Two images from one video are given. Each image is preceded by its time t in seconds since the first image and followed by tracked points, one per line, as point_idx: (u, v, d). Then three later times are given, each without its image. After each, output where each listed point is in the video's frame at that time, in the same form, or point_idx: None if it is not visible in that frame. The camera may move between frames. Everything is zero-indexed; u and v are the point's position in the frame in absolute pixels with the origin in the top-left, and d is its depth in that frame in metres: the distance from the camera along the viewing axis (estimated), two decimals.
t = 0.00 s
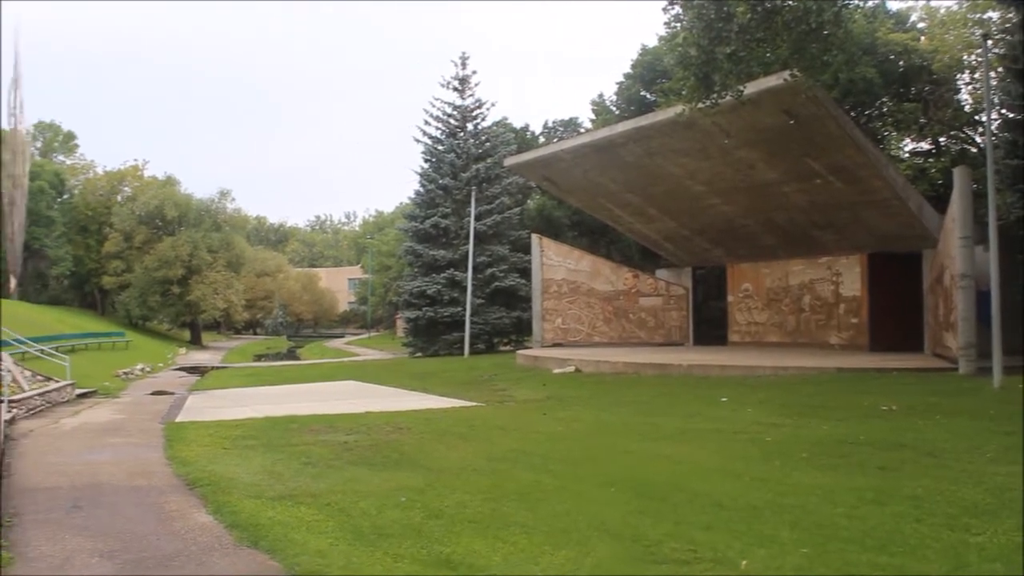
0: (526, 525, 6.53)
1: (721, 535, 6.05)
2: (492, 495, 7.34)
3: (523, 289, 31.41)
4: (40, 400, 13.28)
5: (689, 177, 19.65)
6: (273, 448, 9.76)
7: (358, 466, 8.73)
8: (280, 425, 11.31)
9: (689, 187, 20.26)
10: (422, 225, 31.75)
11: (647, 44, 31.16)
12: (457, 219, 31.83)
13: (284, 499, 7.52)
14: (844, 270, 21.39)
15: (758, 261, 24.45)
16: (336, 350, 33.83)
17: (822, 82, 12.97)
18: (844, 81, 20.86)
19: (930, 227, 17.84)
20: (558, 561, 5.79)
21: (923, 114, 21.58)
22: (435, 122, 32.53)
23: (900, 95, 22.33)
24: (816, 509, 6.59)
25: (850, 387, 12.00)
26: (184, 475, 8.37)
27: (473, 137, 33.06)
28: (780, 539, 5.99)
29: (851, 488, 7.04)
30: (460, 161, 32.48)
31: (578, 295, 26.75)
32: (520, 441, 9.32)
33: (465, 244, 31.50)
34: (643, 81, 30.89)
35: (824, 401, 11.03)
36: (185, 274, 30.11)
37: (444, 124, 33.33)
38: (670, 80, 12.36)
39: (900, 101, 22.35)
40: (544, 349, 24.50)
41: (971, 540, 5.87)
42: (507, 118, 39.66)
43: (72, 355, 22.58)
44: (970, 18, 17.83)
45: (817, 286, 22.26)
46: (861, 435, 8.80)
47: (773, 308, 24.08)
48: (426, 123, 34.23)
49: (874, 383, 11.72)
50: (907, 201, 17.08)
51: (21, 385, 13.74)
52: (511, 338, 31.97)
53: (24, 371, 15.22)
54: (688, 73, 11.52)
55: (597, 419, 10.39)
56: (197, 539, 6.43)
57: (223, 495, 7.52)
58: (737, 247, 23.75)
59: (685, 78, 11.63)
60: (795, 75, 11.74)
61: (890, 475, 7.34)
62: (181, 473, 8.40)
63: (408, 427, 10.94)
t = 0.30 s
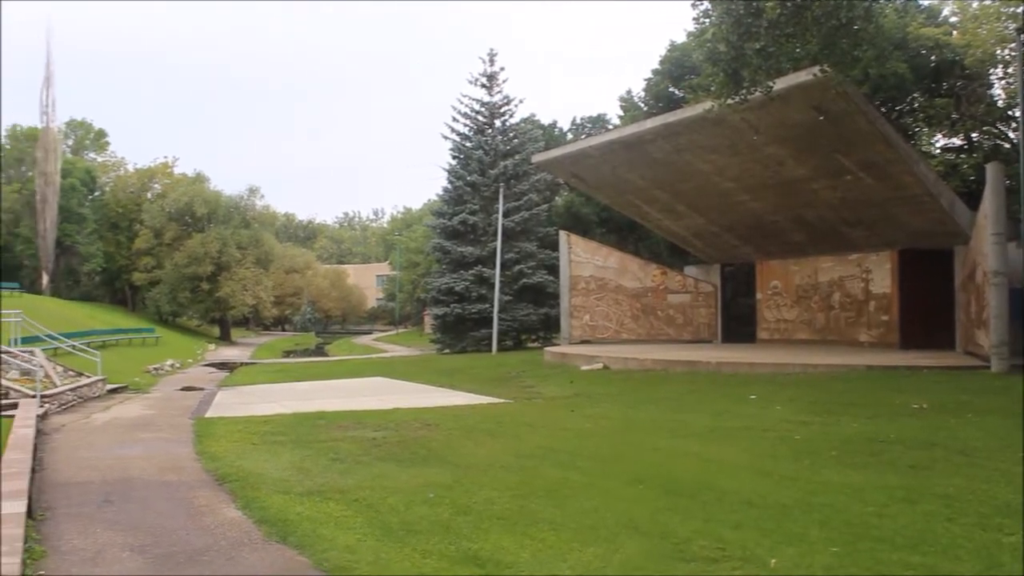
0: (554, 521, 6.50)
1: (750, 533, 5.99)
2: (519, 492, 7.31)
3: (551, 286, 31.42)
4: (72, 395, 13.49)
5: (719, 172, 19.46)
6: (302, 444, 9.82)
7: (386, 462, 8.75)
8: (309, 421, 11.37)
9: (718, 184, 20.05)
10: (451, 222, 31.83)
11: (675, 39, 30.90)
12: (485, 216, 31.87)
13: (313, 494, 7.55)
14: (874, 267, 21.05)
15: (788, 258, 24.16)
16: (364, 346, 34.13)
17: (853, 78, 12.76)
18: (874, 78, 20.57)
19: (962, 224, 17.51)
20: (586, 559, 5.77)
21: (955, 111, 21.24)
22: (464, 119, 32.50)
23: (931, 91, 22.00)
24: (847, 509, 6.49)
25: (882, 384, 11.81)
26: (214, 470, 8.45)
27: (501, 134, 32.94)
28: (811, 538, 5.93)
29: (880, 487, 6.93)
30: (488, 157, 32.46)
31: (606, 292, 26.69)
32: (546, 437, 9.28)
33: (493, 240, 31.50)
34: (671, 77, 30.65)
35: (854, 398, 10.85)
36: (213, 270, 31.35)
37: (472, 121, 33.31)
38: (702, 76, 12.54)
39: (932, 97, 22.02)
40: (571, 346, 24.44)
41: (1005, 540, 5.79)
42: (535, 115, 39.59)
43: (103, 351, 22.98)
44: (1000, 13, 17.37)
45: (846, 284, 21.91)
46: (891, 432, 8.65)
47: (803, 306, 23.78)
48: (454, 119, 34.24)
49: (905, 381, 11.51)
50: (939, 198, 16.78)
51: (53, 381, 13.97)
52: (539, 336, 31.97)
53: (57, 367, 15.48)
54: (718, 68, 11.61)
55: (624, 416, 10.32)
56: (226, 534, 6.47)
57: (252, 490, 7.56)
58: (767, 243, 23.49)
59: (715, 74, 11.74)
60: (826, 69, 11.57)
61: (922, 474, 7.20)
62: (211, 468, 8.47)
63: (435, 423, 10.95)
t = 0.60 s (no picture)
0: (585, 520, 6.40)
1: (784, 533, 5.80)
2: (551, 491, 7.21)
3: (582, 283, 31.27)
4: (106, 391, 13.69)
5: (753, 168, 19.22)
6: (334, 441, 9.86)
7: (418, 460, 8.75)
8: (341, 418, 11.44)
9: (750, 180, 19.81)
10: (482, 220, 31.82)
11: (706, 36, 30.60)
12: (516, 213, 31.85)
13: (343, 492, 7.53)
14: (907, 266, 20.59)
15: (820, 255, 23.77)
16: (396, 344, 34.35)
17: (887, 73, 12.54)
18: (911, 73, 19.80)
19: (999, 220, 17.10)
20: (617, 556, 5.62)
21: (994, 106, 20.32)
22: (495, 117, 32.42)
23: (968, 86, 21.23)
24: (882, 509, 6.28)
25: (919, 382, 11.57)
26: (246, 467, 8.50)
27: (532, 131, 32.84)
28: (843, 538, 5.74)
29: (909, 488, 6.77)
30: (519, 155, 32.40)
31: (636, 290, 26.62)
32: (576, 437, 9.19)
33: (524, 238, 31.46)
34: (702, 74, 30.39)
35: (890, 397, 10.64)
36: (245, 268, 26.27)
37: (503, 118, 33.23)
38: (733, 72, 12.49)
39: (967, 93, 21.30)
40: (602, 344, 24.32)
41: None
42: (565, 112, 39.49)
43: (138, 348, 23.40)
44: None
45: (879, 281, 21.47)
46: (926, 432, 8.45)
47: (835, 303, 23.40)
48: (485, 117, 34.23)
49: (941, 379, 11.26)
50: (974, 194, 16.41)
51: (88, 377, 14.19)
52: (569, 333, 31.89)
53: (91, 364, 15.71)
54: (750, 65, 11.54)
55: (654, 414, 10.24)
56: (259, 529, 6.51)
57: (285, 488, 7.62)
58: (800, 241, 23.13)
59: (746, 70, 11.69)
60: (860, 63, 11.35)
61: (959, 474, 6.99)
62: (242, 466, 8.52)
63: (466, 420, 10.94)
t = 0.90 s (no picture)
0: (623, 518, 6.31)
1: (822, 532, 5.67)
2: (587, 487, 7.13)
3: (617, 279, 31.10)
4: (145, 387, 13.92)
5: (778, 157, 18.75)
6: (369, 437, 9.89)
7: (454, 456, 8.73)
8: (377, 414, 11.50)
9: (787, 176, 19.49)
10: (516, 217, 31.80)
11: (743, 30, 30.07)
12: (551, 209, 31.75)
13: (378, 489, 7.53)
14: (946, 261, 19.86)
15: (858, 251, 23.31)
16: (430, 340, 34.55)
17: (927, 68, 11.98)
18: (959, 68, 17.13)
19: None
20: (654, 554, 5.58)
21: None
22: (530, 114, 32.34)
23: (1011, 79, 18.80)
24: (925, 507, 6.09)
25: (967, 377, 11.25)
26: (283, 462, 8.57)
27: (567, 127, 32.72)
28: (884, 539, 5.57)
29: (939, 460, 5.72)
30: (553, 151, 32.30)
31: (672, 286, 26.32)
32: (611, 434, 9.09)
33: (559, 235, 31.34)
34: (738, 69, 29.86)
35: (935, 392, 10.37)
36: (279, 266, 35.38)
37: (537, 114, 33.07)
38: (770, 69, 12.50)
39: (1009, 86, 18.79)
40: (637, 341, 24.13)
41: None
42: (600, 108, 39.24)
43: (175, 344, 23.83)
44: None
45: (918, 278, 20.92)
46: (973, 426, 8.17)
47: (873, 299, 22.95)
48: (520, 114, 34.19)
49: (977, 355, 10.87)
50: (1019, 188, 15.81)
51: (128, 374, 14.44)
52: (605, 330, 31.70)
53: (131, 360, 15.99)
54: (786, 59, 11.53)
55: (690, 411, 10.11)
56: (296, 525, 6.54)
57: (321, 483, 7.65)
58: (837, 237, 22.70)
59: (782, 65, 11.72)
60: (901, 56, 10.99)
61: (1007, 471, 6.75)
62: (279, 462, 8.59)
63: (502, 417, 10.91)
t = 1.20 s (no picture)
0: (659, 516, 6.23)
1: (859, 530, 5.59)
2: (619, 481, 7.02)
3: (653, 277, 31.00)
4: (183, 383, 14.10)
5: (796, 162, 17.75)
6: (405, 434, 9.91)
7: (490, 454, 8.70)
8: (413, 412, 11.55)
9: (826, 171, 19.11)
10: (552, 214, 31.74)
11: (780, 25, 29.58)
12: (587, 206, 31.56)
13: (418, 486, 7.52)
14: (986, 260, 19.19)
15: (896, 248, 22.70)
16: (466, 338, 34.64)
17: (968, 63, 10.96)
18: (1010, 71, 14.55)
19: None
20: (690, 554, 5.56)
21: None
22: (565, 111, 32.28)
23: None
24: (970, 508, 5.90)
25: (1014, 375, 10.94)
26: (320, 459, 8.62)
27: (603, 125, 32.58)
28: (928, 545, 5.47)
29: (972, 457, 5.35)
30: (589, 148, 32.17)
31: (709, 284, 26.07)
32: (647, 431, 9.01)
33: (595, 232, 31.15)
34: (775, 65, 29.38)
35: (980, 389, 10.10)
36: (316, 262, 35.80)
37: (573, 112, 32.99)
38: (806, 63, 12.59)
39: None
40: (674, 338, 23.89)
41: None
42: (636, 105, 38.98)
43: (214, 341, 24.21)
44: None
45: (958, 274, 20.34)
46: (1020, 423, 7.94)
47: (912, 297, 22.60)
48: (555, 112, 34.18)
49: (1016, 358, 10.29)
50: None
51: (167, 370, 14.67)
52: (641, 328, 31.48)
53: (171, 357, 16.25)
54: (825, 54, 11.75)
55: (728, 408, 9.99)
56: (335, 521, 6.56)
57: (359, 479, 7.69)
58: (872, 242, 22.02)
59: (821, 61, 11.89)
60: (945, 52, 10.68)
61: None
62: (319, 458, 8.63)
63: (538, 414, 10.86)
